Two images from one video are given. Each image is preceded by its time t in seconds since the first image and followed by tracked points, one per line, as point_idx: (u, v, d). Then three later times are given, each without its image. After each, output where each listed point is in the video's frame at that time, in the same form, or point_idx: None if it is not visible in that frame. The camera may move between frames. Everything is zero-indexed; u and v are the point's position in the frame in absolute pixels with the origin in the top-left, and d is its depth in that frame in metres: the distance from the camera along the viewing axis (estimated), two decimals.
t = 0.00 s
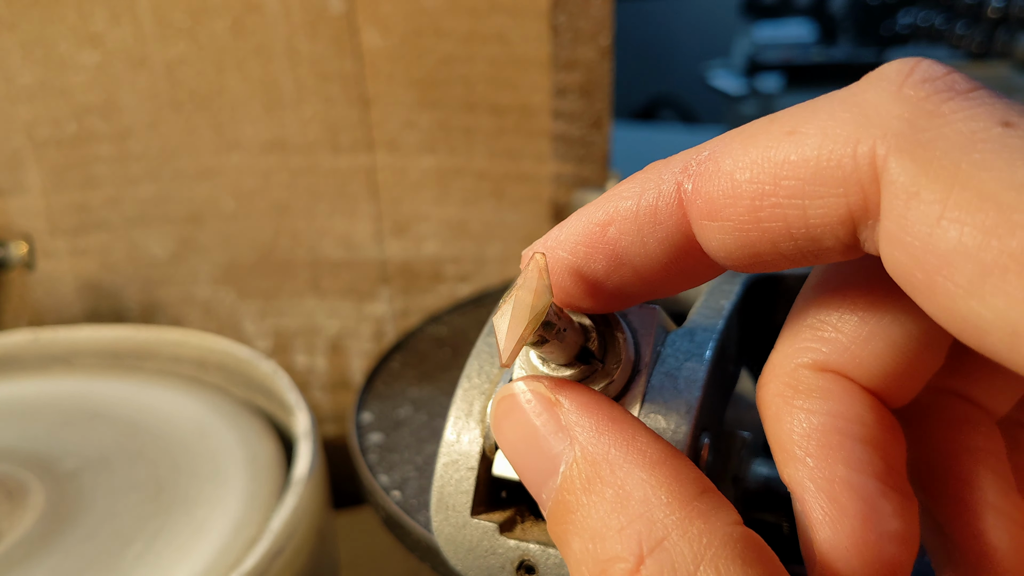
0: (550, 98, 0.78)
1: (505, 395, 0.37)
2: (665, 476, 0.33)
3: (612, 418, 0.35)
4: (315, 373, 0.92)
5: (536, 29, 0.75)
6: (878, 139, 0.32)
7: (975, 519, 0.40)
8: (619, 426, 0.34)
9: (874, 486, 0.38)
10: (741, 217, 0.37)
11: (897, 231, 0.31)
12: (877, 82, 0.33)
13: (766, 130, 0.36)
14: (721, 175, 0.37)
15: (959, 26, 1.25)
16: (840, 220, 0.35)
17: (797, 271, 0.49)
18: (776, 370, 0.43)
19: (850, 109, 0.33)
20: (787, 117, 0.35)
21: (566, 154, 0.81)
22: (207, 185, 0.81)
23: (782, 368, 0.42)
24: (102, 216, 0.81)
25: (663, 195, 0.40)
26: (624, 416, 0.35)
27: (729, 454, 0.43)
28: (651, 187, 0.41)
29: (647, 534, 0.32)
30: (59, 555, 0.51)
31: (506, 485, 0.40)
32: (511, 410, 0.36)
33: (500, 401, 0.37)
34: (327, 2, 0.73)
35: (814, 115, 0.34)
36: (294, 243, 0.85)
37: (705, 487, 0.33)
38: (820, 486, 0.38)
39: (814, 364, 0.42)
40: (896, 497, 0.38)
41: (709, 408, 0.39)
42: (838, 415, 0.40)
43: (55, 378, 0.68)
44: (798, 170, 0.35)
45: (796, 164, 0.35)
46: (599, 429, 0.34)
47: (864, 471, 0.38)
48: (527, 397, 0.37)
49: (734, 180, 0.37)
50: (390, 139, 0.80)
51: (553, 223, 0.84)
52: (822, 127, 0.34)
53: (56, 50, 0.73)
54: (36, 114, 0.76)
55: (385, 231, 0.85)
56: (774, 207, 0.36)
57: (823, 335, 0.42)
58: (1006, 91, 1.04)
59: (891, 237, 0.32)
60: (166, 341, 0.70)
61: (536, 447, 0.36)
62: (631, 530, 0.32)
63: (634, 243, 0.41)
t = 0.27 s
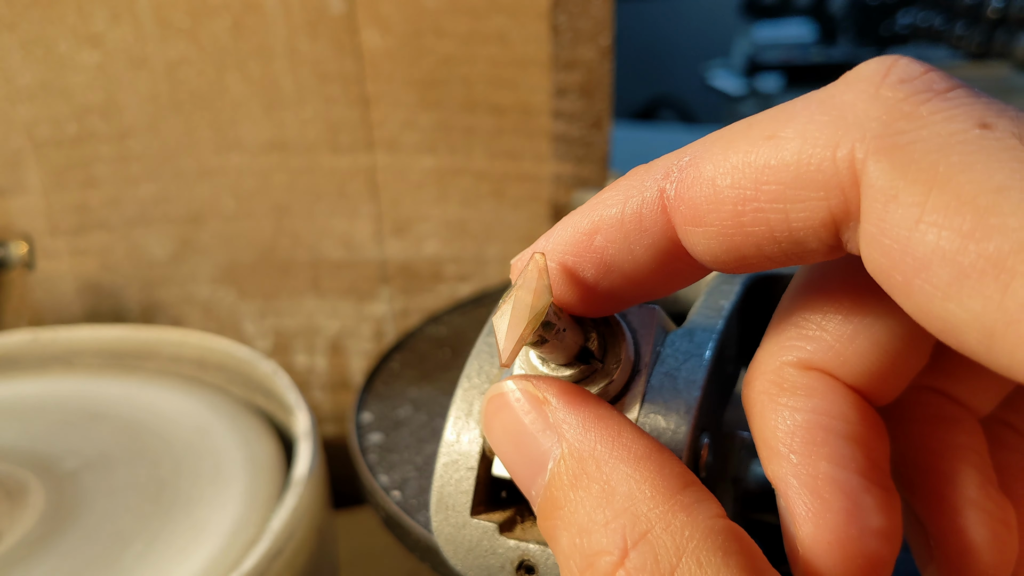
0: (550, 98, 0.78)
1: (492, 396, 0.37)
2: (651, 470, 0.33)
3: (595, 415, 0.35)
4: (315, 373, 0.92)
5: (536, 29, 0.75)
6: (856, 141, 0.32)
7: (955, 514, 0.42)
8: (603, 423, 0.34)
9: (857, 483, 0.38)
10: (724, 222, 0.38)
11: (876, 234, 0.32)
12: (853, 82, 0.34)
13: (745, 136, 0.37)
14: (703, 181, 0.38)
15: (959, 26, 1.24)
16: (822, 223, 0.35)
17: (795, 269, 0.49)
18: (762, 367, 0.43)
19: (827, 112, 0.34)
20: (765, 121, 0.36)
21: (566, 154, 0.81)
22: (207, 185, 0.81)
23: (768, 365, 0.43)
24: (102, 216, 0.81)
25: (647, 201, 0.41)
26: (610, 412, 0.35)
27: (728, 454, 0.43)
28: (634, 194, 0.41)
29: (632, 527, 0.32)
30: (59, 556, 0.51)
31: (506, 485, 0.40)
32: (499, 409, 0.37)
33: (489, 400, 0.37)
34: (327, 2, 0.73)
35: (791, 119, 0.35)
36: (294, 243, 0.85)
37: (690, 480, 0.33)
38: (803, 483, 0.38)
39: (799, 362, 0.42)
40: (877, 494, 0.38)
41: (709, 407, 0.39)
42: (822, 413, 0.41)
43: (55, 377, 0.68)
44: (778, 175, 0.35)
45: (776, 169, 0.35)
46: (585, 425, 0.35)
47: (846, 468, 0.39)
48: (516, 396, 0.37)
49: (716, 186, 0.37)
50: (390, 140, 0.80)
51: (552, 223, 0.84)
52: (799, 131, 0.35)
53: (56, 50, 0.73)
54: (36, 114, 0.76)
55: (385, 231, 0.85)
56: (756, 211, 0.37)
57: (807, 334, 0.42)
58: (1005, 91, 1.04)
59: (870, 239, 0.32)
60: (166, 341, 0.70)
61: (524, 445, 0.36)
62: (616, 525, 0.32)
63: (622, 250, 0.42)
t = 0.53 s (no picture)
0: (550, 98, 0.78)
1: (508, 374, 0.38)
2: (662, 452, 0.33)
3: (608, 397, 0.35)
4: (315, 373, 0.92)
5: (536, 29, 0.75)
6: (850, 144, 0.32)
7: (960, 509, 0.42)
8: (615, 405, 0.35)
9: (859, 476, 0.39)
10: (720, 227, 0.37)
11: (874, 239, 0.31)
12: (846, 84, 0.33)
13: (737, 140, 0.36)
14: (697, 187, 0.37)
15: (959, 26, 1.24)
16: (819, 227, 0.35)
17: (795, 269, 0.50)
18: (765, 362, 0.43)
19: (821, 116, 0.33)
20: (757, 125, 0.36)
21: (566, 154, 0.81)
22: (207, 185, 0.81)
23: (771, 360, 0.43)
24: (102, 216, 0.81)
25: (642, 207, 0.40)
26: (621, 394, 0.35)
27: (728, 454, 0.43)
28: (628, 200, 0.40)
29: (641, 508, 0.32)
30: (58, 556, 0.51)
31: (506, 484, 0.40)
32: (509, 389, 0.37)
33: (496, 380, 0.38)
34: (327, 2, 0.73)
35: (784, 123, 0.34)
36: (294, 243, 0.85)
37: (699, 464, 0.33)
38: (806, 475, 0.39)
39: (802, 356, 0.42)
40: (880, 487, 0.38)
41: (709, 407, 0.39)
42: (824, 407, 0.41)
43: (55, 377, 0.68)
44: (772, 180, 0.35)
45: (770, 174, 0.35)
46: (596, 406, 0.35)
47: (849, 461, 0.39)
48: (525, 375, 0.37)
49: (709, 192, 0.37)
50: (390, 140, 0.80)
51: (552, 222, 0.85)
52: (793, 135, 0.34)
53: (56, 50, 0.73)
54: (36, 114, 0.76)
55: (385, 231, 0.85)
56: (752, 216, 0.36)
57: (810, 328, 0.42)
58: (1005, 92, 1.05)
59: (867, 243, 0.32)
60: (166, 341, 0.70)
61: (534, 424, 0.36)
62: (627, 504, 0.32)
63: (618, 257, 0.41)
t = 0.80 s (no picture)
0: (550, 98, 0.78)
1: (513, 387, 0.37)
2: (671, 461, 0.33)
3: (617, 405, 0.35)
4: (315, 373, 0.92)
5: (536, 29, 0.75)
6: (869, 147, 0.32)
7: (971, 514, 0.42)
8: (624, 413, 0.34)
9: (869, 483, 0.39)
10: (734, 227, 0.38)
11: (890, 240, 0.32)
12: (866, 86, 0.33)
13: (757, 138, 0.37)
14: (714, 184, 0.38)
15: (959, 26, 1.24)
16: (834, 229, 0.35)
17: (796, 271, 0.49)
18: (775, 368, 0.43)
19: (840, 117, 0.33)
20: (777, 124, 0.36)
21: (566, 154, 0.81)
22: (207, 185, 0.81)
23: (781, 366, 0.43)
24: (102, 216, 0.81)
25: (657, 203, 0.41)
26: (629, 402, 0.35)
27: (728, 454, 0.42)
28: (644, 195, 0.41)
29: (650, 518, 0.32)
30: (58, 557, 0.50)
31: (507, 485, 0.40)
32: (518, 399, 0.36)
33: (506, 391, 0.37)
34: (327, 2, 0.73)
35: (804, 123, 0.35)
36: (294, 243, 0.85)
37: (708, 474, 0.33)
38: (817, 482, 0.39)
39: (813, 362, 0.43)
40: (890, 493, 0.39)
41: (710, 407, 0.38)
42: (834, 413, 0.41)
43: (55, 378, 0.68)
44: (789, 180, 0.35)
45: (787, 174, 0.35)
46: (605, 416, 0.35)
47: (858, 468, 0.40)
48: (535, 386, 0.36)
49: (727, 190, 0.37)
50: (390, 140, 0.80)
51: (552, 222, 0.84)
52: (813, 135, 0.34)
53: (56, 50, 0.73)
54: (36, 113, 0.76)
55: (385, 231, 0.85)
56: (767, 215, 0.37)
57: (821, 334, 0.43)
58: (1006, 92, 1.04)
59: (883, 245, 0.32)
60: (166, 341, 0.70)
61: (543, 435, 0.35)
62: (636, 514, 0.32)
63: (629, 253, 0.42)
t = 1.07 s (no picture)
0: (550, 98, 0.78)
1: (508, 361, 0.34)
2: (642, 530, 0.29)
3: (580, 463, 0.31)
4: (315, 373, 0.92)
5: (535, 29, 0.75)
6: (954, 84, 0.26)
7: (1000, 534, 0.35)
8: (589, 472, 0.30)
9: (897, 499, 0.33)
10: (790, 146, 0.32)
11: (959, 191, 0.26)
12: None
13: (834, 44, 0.30)
14: (776, 97, 0.31)
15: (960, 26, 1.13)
16: (900, 164, 0.30)
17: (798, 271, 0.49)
18: (796, 370, 0.37)
19: (929, 37, 0.27)
20: (857, 31, 0.29)
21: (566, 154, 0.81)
22: (207, 185, 0.81)
23: (803, 369, 0.37)
24: (102, 216, 0.81)
25: (710, 108, 0.34)
26: (596, 460, 0.31)
27: (729, 454, 0.42)
28: (698, 96, 0.35)
29: None
30: (59, 556, 0.50)
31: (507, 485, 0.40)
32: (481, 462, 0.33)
33: (471, 452, 0.33)
34: (326, 2, 0.73)
35: (890, 36, 0.28)
36: (294, 242, 0.85)
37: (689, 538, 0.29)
38: (839, 498, 0.33)
39: (838, 364, 0.36)
40: (923, 512, 0.32)
41: (710, 408, 0.38)
42: (862, 421, 0.35)
43: (56, 377, 0.68)
44: (860, 104, 0.29)
45: (860, 97, 0.29)
46: (570, 477, 0.31)
47: (885, 481, 0.33)
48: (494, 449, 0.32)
49: (789, 104, 0.31)
50: (390, 140, 0.80)
51: (552, 222, 0.84)
52: (896, 53, 0.28)
53: (56, 50, 0.74)
54: (37, 113, 0.76)
55: (385, 231, 0.85)
56: (828, 139, 0.31)
57: (845, 332, 0.36)
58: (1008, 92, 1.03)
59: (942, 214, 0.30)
60: (166, 341, 0.70)
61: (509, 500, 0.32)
62: None
63: (675, 158, 0.37)
